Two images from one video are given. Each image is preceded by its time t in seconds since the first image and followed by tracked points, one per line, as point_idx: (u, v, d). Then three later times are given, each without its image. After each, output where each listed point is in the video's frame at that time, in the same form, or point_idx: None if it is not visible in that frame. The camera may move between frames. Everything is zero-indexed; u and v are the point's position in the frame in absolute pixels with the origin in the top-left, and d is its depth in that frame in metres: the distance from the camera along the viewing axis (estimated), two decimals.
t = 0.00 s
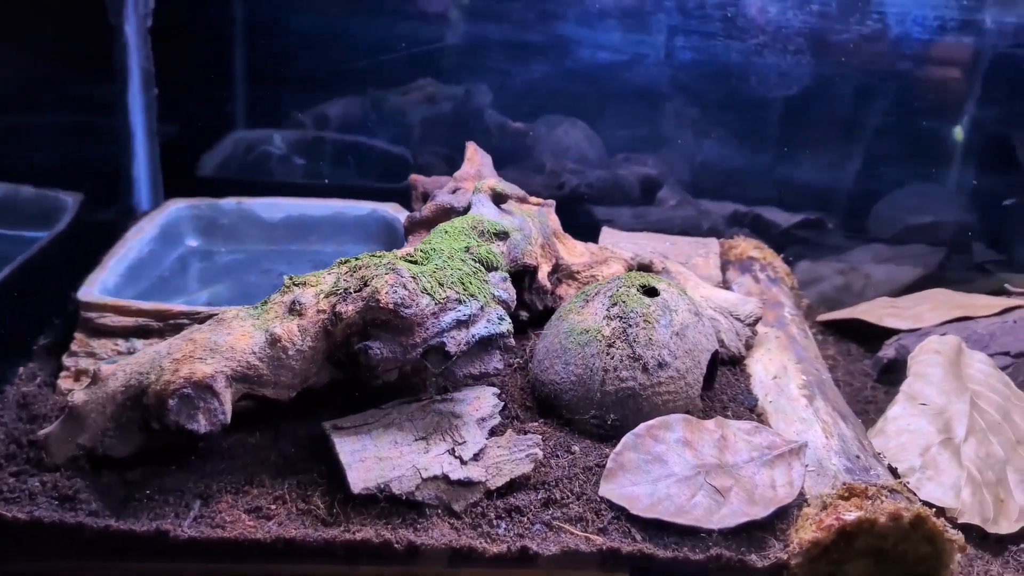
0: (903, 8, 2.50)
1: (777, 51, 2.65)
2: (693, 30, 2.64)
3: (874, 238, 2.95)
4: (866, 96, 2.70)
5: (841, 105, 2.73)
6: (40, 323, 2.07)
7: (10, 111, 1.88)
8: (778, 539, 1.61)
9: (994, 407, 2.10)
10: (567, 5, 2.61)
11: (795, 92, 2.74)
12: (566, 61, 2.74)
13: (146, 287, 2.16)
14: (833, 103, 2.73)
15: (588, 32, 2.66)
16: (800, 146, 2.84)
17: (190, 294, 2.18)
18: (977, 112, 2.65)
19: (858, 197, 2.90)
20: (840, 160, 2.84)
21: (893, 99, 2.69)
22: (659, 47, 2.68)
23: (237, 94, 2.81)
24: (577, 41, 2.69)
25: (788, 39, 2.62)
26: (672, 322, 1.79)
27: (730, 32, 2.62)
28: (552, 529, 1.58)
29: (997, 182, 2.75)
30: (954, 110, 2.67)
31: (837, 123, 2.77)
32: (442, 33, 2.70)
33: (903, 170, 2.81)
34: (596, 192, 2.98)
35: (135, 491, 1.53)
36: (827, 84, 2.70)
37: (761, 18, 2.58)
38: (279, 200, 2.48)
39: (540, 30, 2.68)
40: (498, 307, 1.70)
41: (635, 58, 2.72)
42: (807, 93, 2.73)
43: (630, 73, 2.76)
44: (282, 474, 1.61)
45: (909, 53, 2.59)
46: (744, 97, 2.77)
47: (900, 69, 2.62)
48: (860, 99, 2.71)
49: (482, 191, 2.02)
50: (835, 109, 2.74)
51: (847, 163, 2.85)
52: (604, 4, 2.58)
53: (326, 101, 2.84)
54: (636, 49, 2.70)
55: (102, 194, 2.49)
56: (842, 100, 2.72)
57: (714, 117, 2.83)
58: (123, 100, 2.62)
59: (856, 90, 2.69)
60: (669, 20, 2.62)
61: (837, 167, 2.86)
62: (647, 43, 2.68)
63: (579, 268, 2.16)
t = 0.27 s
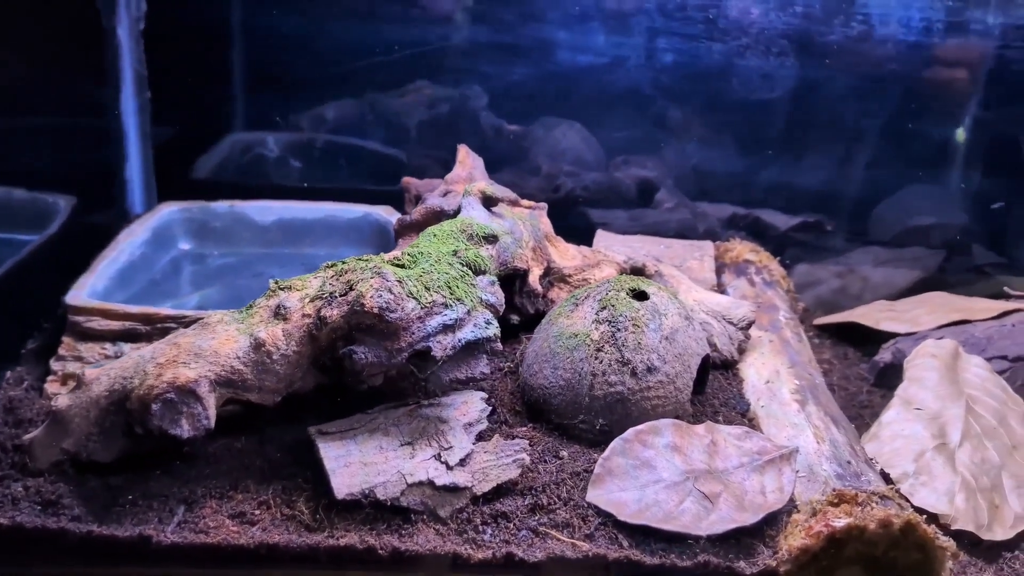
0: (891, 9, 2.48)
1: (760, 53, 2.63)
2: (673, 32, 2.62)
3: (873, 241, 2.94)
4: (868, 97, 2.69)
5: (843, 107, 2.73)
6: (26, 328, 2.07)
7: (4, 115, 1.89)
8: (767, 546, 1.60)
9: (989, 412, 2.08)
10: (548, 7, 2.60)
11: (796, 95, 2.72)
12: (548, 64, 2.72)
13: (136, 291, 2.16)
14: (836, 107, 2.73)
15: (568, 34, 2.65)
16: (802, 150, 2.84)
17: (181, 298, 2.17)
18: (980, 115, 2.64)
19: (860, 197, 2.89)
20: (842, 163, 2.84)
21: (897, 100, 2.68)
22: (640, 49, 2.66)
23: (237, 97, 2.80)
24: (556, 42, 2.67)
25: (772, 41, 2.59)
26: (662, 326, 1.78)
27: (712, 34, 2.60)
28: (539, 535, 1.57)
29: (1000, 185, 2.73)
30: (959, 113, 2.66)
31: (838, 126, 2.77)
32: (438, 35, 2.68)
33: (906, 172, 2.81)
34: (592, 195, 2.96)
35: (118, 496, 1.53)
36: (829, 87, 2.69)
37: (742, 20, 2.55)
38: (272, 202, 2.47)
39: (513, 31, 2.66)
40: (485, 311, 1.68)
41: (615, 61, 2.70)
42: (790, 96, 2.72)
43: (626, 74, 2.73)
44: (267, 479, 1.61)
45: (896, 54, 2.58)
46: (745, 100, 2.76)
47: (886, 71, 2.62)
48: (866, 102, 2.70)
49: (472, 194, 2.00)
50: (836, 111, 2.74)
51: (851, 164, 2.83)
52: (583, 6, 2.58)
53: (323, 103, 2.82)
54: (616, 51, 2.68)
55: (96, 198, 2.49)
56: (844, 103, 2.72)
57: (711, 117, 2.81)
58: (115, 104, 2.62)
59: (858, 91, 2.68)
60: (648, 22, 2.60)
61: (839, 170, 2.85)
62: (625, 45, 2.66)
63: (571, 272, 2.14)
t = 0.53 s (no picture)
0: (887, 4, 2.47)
1: (736, 46, 2.62)
2: (650, 25, 2.60)
3: (870, 239, 2.91)
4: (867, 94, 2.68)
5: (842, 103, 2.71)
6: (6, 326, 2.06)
7: None
8: (751, 545, 1.58)
9: (980, 411, 2.06)
10: None
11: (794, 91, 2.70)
12: (521, 59, 2.69)
13: (122, 289, 2.16)
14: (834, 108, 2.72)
15: (544, 28, 2.63)
16: (800, 147, 2.81)
17: (166, 296, 2.17)
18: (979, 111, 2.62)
19: (860, 195, 2.86)
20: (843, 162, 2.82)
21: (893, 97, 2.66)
22: (616, 43, 2.64)
23: (231, 95, 2.78)
24: (530, 36, 2.64)
25: (748, 34, 2.58)
26: (646, 324, 1.76)
27: (687, 27, 2.58)
28: (520, 534, 1.55)
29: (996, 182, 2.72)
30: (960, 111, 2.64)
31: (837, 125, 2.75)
32: (433, 32, 2.64)
33: (906, 170, 2.78)
34: (585, 193, 2.93)
35: (96, 494, 1.53)
36: (828, 84, 2.68)
37: (718, 13, 2.54)
38: (261, 200, 2.46)
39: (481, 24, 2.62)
40: (467, 309, 1.67)
41: (591, 55, 2.68)
42: (768, 91, 2.72)
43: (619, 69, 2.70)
44: (246, 477, 1.60)
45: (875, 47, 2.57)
46: (743, 96, 2.74)
47: (864, 65, 2.61)
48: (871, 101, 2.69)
49: (458, 191, 1.98)
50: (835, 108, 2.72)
51: (855, 163, 2.81)
52: None
53: (313, 101, 2.79)
54: (591, 44, 2.65)
55: (84, 195, 2.49)
56: (843, 103, 2.71)
57: (705, 113, 2.78)
58: (103, 101, 2.61)
59: (857, 88, 2.67)
60: (623, 15, 2.57)
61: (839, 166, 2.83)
62: (599, 39, 2.63)
63: (558, 270, 2.13)
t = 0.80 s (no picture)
0: None
1: (712, 37, 2.59)
2: (624, 16, 2.57)
3: (864, 235, 2.89)
4: (868, 90, 2.64)
5: (845, 98, 2.67)
6: None
7: None
8: (733, 543, 1.57)
9: (971, 409, 2.04)
10: None
11: (788, 86, 2.68)
12: (494, 50, 2.66)
13: (106, 286, 2.15)
14: (830, 105, 2.70)
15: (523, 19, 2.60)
16: (792, 142, 2.78)
17: (150, 292, 2.17)
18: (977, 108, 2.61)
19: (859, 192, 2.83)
20: (845, 160, 2.78)
21: (889, 92, 2.63)
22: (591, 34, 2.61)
23: (219, 92, 2.74)
24: (503, 27, 2.61)
25: (724, 24, 2.56)
26: (630, 320, 1.74)
27: (662, 17, 2.56)
28: (499, 531, 1.54)
29: (990, 178, 2.71)
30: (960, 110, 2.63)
31: (837, 120, 2.72)
32: (428, 26, 2.62)
33: (903, 166, 2.75)
34: (576, 189, 2.91)
35: (73, 490, 1.53)
36: (827, 81, 2.65)
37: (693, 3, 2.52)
38: (248, 196, 2.45)
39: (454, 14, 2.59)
40: (448, 304, 1.65)
41: (565, 46, 2.64)
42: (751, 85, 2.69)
43: (612, 62, 2.68)
44: (225, 473, 1.59)
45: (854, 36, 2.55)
46: (739, 92, 2.71)
47: (843, 56, 2.59)
48: (871, 96, 2.65)
49: (442, 186, 1.96)
50: (835, 106, 2.69)
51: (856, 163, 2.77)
52: None
53: (305, 98, 2.76)
54: (564, 36, 2.62)
55: (70, 192, 2.48)
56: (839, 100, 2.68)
57: (699, 108, 2.76)
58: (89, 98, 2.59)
59: (849, 84, 2.65)
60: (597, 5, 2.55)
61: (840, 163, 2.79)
62: (573, 29, 2.61)
63: (545, 266, 2.10)
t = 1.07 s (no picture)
0: None
1: (684, 35, 2.60)
2: (595, 14, 2.57)
3: (855, 235, 2.89)
4: (858, 90, 2.64)
5: (831, 95, 2.66)
6: None
7: None
8: (713, 541, 1.57)
9: (957, 408, 2.04)
10: None
11: (776, 85, 2.68)
12: (465, 48, 2.66)
13: (93, 285, 2.16)
14: (825, 105, 2.69)
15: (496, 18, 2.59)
16: (781, 141, 2.78)
17: (136, 292, 2.18)
18: (970, 107, 2.61)
19: (847, 192, 2.83)
20: (835, 157, 2.78)
21: (876, 92, 2.64)
22: (563, 32, 2.61)
23: (208, 91, 2.74)
24: (474, 26, 2.61)
25: (696, 22, 2.56)
26: (612, 318, 1.75)
27: (634, 16, 2.57)
28: (479, 530, 1.54)
29: (983, 178, 2.70)
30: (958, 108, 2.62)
31: (824, 118, 2.72)
32: (417, 23, 2.62)
33: (893, 164, 2.75)
34: (566, 188, 2.91)
35: (54, 488, 1.54)
36: (816, 78, 2.64)
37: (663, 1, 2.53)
38: (236, 195, 2.46)
39: (424, 13, 2.59)
40: (430, 303, 1.65)
41: (537, 45, 2.65)
42: (728, 82, 2.69)
43: (609, 71, 2.70)
44: (206, 471, 1.60)
45: (826, 33, 2.54)
46: (729, 91, 2.71)
47: (814, 53, 2.59)
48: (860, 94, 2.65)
49: (426, 185, 1.96)
50: (823, 104, 2.69)
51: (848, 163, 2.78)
52: None
53: (297, 97, 2.76)
54: (537, 34, 2.62)
55: (57, 191, 2.48)
56: (828, 100, 2.68)
57: (689, 107, 2.75)
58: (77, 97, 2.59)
59: (833, 85, 2.65)
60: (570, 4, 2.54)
61: (829, 162, 2.80)
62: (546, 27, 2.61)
63: (530, 265, 2.10)
